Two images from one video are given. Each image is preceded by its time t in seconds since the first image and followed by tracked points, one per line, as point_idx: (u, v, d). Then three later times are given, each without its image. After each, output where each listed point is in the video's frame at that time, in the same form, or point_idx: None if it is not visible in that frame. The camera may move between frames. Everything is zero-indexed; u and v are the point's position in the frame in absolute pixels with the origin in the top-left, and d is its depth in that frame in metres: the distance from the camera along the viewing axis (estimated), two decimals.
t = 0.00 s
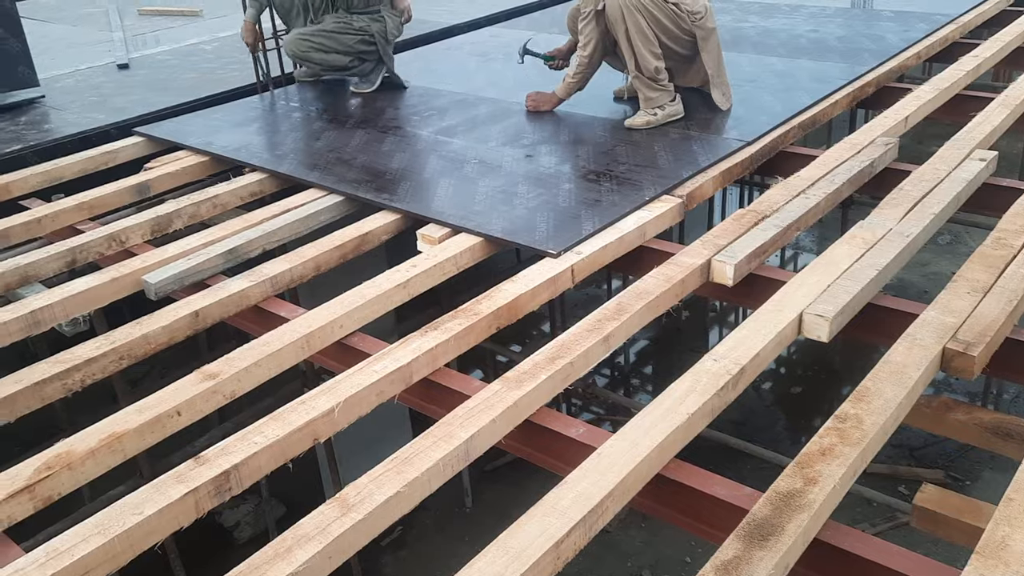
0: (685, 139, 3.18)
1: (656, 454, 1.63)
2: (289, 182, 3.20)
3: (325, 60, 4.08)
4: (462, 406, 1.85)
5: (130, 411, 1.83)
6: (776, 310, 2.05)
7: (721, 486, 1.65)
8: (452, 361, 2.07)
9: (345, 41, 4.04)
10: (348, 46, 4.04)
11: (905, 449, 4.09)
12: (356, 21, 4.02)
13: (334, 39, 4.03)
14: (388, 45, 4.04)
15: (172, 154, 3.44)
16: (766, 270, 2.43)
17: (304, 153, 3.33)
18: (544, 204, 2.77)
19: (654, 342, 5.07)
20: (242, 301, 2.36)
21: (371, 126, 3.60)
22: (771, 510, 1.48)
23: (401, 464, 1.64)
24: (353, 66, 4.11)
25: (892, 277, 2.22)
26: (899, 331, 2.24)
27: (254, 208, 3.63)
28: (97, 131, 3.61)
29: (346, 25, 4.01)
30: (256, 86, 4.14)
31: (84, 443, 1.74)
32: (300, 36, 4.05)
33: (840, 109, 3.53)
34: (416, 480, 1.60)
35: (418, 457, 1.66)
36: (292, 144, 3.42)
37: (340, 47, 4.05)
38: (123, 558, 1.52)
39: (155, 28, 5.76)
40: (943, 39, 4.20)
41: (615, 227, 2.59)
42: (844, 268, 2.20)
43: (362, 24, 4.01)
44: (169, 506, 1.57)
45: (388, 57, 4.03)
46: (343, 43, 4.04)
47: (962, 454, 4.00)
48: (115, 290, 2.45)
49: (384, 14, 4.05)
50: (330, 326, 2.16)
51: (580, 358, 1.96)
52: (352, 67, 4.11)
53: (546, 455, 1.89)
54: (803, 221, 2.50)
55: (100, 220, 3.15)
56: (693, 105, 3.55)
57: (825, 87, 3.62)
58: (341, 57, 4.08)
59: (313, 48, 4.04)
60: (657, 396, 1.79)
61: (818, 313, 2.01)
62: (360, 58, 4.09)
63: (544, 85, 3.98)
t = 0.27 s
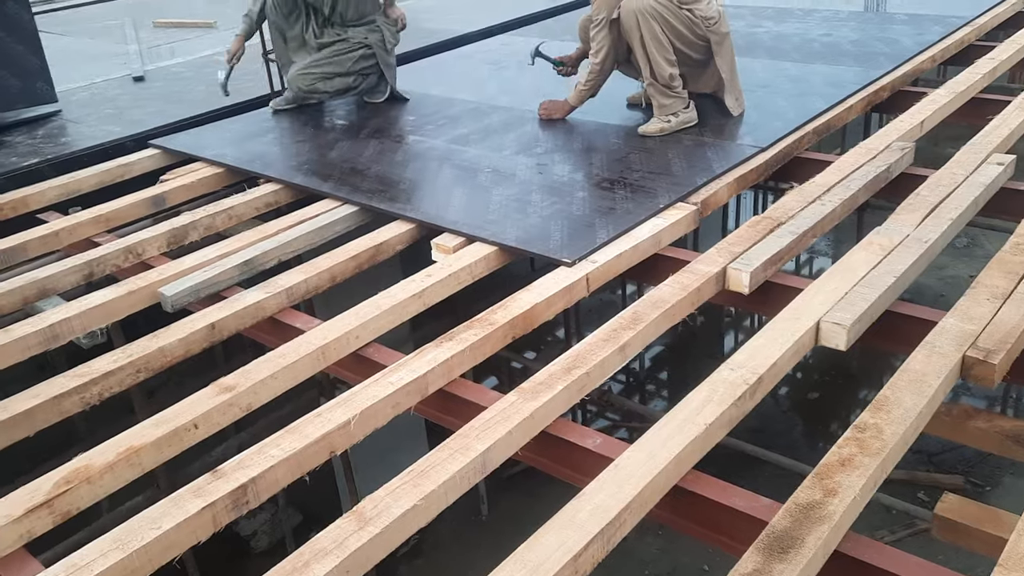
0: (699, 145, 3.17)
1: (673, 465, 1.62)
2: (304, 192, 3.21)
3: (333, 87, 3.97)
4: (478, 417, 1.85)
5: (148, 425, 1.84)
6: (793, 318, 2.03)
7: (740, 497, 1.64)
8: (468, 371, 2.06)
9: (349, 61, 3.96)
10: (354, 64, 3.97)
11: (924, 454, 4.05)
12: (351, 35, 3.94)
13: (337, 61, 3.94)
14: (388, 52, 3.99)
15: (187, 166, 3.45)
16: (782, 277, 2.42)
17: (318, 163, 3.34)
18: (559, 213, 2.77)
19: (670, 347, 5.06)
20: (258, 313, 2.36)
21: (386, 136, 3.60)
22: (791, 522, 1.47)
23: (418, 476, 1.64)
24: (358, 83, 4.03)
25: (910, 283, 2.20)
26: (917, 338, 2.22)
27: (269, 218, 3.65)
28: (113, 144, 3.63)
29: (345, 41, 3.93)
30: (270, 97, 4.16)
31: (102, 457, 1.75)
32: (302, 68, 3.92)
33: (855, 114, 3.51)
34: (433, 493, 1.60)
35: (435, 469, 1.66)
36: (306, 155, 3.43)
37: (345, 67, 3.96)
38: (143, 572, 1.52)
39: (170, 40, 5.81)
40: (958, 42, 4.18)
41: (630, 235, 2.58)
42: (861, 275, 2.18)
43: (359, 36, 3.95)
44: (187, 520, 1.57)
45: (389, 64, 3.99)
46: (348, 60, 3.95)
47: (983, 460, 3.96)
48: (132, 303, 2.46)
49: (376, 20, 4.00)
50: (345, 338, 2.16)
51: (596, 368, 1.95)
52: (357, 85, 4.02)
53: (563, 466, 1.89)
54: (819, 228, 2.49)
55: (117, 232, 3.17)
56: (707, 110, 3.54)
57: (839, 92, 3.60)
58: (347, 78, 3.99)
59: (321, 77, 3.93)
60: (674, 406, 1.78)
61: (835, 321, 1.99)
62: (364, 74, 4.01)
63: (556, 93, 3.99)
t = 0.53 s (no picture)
0: (701, 159, 3.17)
1: (684, 487, 1.60)
2: (307, 218, 3.21)
3: (323, 115, 3.90)
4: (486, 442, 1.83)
5: (154, 459, 1.83)
6: (801, 332, 2.02)
7: (753, 518, 1.62)
8: (475, 396, 2.05)
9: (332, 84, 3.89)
10: (338, 85, 3.90)
11: (939, 461, 4.02)
12: (327, 55, 3.89)
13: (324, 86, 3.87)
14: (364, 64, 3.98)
15: (190, 195, 3.46)
16: (789, 290, 2.40)
17: (321, 188, 3.35)
18: (563, 231, 2.76)
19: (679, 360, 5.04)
20: (263, 341, 2.36)
21: (388, 159, 3.60)
22: (805, 543, 1.44)
23: (426, 505, 1.63)
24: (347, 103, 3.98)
25: (918, 294, 2.18)
26: (928, 349, 2.20)
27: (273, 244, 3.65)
28: (115, 174, 3.64)
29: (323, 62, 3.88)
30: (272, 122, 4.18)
31: (108, 493, 1.74)
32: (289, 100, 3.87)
33: (856, 123, 3.49)
34: (442, 522, 1.58)
35: (443, 497, 1.64)
36: (309, 180, 3.43)
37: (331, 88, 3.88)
38: None
39: (172, 68, 5.84)
40: (958, 47, 4.17)
41: (635, 252, 2.57)
42: (869, 287, 2.16)
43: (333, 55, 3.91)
44: (195, 557, 1.56)
45: (371, 77, 3.95)
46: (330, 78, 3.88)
47: (998, 466, 3.92)
48: (136, 334, 2.46)
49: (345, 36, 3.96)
50: (351, 364, 2.15)
51: (605, 388, 1.93)
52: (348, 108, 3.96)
53: (573, 489, 1.87)
54: (824, 240, 2.47)
55: (121, 262, 3.17)
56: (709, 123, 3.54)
57: (840, 101, 3.59)
58: (336, 103, 3.92)
59: (311, 107, 3.86)
60: (684, 426, 1.76)
61: (844, 334, 1.98)
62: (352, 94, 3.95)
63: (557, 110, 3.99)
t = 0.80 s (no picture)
0: (697, 165, 3.15)
1: (682, 497, 1.58)
2: (300, 226, 3.18)
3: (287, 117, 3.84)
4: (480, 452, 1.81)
5: (142, 472, 1.80)
6: (798, 339, 1.99)
7: (752, 527, 1.59)
8: (469, 405, 2.03)
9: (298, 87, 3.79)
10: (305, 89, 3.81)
11: (938, 467, 4.00)
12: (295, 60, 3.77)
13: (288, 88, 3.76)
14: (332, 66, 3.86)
15: (182, 204, 3.44)
16: (786, 296, 2.38)
17: (315, 196, 3.32)
18: (558, 238, 2.74)
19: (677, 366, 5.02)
20: (254, 351, 2.33)
21: (382, 167, 3.58)
22: (805, 553, 1.42)
23: (419, 517, 1.60)
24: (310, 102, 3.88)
25: (916, 299, 2.16)
26: (927, 354, 2.17)
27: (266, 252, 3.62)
28: (107, 183, 3.61)
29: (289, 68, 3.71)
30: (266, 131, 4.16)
31: (96, 507, 1.71)
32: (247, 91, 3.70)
33: (852, 127, 3.48)
34: (435, 534, 1.55)
35: (437, 509, 1.61)
36: (302, 189, 3.41)
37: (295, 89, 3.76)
38: None
39: (165, 76, 5.83)
40: (953, 51, 4.16)
41: (631, 259, 2.55)
42: (866, 292, 2.14)
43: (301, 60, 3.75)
44: (183, 571, 1.52)
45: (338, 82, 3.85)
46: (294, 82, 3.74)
47: (997, 471, 3.89)
48: (126, 345, 2.43)
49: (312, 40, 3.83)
50: (344, 374, 2.13)
51: (601, 397, 1.91)
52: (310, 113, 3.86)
53: (570, 499, 1.84)
54: (821, 245, 2.45)
55: (112, 272, 3.14)
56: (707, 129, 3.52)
57: (835, 106, 3.57)
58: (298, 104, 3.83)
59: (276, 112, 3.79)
60: (681, 435, 1.74)
61: (841, 340, 1.95)
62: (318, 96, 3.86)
63: (552, 116, 3.97)
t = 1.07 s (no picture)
0: (694, 167, 3.15)
1: (681, 499, 1.57)
2: (297, 230, 3.18)
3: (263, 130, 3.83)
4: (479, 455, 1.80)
5: (140, 476, 1.79)
6: (797, 340, 1.99)
7: (752, 529, 1.59)
8: (468, 407, 2.02)
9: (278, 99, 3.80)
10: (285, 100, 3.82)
11: (935, 468, 4.00)
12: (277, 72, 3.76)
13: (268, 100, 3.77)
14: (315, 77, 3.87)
15: (179, 207, 3.43)
16: (784, 297, 2.38)
17: (311, 200, 3.32)
18: (555, 240, 2.74)
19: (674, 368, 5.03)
20: (252, 354, 2.32)
21: (378, 170, 3.58)
22: (806, 554, 1.42)
23: (418, 520, 1.59)
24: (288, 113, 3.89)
25: (915, 300, 2.16)
26: (925, 355, 2.17)
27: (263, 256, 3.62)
28: (103, 187, 3.60)
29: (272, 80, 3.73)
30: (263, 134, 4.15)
31: (94, 511, 1.70)
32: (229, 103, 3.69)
33: (849, 129, 3.49)
34: (435, 537, 1.55)
35: (436, 511, 1.61)
36: (299, 192, 3.40)
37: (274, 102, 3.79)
38: None
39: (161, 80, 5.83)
40: (948, 53, 4.17)
41: (628, 261, 2.55)
42: (864, 294, 2.14)
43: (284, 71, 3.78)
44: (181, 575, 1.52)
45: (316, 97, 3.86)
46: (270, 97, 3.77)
47: (995, 472, 3.90)
48: (124, 349, 2.42)
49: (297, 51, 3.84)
50: (342, 377, 2.12)
51: (599, 399, 1.91)
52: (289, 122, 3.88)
53: (569, 501, 1.84)
54: (819, 246, 2.45)
55: (109, 276, 3.14)
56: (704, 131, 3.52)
57: (832, 108, 3.58)
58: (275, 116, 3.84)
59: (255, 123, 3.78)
60: (680, 436, 1.74)
61: (840, 341, 1.95)
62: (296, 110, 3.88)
63: (548, 119, 3.97)
